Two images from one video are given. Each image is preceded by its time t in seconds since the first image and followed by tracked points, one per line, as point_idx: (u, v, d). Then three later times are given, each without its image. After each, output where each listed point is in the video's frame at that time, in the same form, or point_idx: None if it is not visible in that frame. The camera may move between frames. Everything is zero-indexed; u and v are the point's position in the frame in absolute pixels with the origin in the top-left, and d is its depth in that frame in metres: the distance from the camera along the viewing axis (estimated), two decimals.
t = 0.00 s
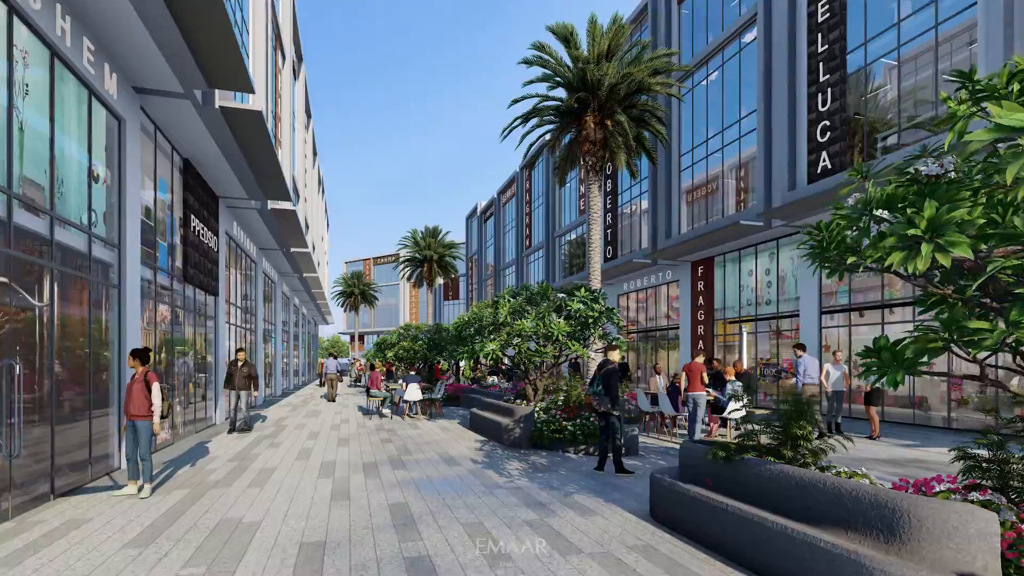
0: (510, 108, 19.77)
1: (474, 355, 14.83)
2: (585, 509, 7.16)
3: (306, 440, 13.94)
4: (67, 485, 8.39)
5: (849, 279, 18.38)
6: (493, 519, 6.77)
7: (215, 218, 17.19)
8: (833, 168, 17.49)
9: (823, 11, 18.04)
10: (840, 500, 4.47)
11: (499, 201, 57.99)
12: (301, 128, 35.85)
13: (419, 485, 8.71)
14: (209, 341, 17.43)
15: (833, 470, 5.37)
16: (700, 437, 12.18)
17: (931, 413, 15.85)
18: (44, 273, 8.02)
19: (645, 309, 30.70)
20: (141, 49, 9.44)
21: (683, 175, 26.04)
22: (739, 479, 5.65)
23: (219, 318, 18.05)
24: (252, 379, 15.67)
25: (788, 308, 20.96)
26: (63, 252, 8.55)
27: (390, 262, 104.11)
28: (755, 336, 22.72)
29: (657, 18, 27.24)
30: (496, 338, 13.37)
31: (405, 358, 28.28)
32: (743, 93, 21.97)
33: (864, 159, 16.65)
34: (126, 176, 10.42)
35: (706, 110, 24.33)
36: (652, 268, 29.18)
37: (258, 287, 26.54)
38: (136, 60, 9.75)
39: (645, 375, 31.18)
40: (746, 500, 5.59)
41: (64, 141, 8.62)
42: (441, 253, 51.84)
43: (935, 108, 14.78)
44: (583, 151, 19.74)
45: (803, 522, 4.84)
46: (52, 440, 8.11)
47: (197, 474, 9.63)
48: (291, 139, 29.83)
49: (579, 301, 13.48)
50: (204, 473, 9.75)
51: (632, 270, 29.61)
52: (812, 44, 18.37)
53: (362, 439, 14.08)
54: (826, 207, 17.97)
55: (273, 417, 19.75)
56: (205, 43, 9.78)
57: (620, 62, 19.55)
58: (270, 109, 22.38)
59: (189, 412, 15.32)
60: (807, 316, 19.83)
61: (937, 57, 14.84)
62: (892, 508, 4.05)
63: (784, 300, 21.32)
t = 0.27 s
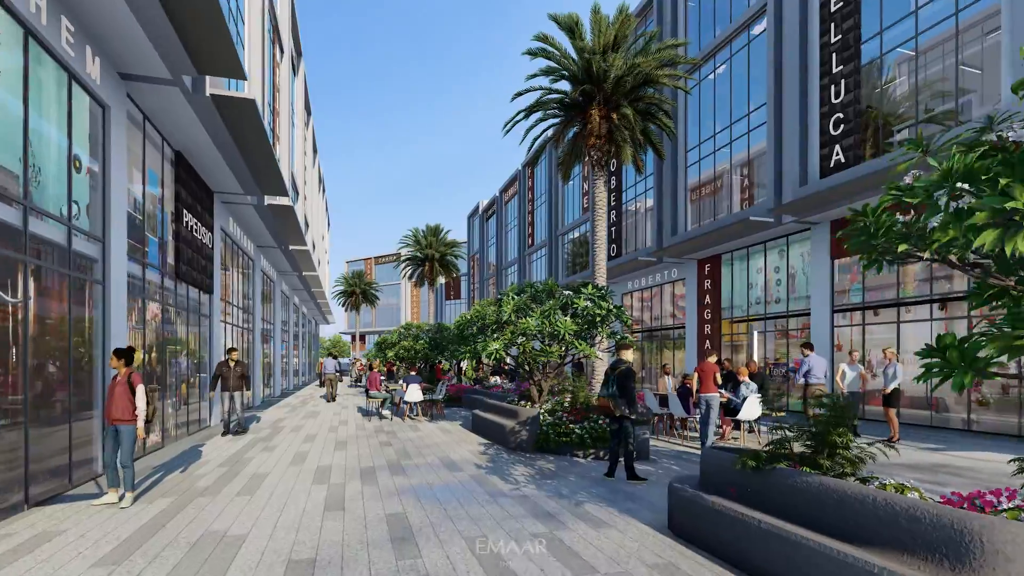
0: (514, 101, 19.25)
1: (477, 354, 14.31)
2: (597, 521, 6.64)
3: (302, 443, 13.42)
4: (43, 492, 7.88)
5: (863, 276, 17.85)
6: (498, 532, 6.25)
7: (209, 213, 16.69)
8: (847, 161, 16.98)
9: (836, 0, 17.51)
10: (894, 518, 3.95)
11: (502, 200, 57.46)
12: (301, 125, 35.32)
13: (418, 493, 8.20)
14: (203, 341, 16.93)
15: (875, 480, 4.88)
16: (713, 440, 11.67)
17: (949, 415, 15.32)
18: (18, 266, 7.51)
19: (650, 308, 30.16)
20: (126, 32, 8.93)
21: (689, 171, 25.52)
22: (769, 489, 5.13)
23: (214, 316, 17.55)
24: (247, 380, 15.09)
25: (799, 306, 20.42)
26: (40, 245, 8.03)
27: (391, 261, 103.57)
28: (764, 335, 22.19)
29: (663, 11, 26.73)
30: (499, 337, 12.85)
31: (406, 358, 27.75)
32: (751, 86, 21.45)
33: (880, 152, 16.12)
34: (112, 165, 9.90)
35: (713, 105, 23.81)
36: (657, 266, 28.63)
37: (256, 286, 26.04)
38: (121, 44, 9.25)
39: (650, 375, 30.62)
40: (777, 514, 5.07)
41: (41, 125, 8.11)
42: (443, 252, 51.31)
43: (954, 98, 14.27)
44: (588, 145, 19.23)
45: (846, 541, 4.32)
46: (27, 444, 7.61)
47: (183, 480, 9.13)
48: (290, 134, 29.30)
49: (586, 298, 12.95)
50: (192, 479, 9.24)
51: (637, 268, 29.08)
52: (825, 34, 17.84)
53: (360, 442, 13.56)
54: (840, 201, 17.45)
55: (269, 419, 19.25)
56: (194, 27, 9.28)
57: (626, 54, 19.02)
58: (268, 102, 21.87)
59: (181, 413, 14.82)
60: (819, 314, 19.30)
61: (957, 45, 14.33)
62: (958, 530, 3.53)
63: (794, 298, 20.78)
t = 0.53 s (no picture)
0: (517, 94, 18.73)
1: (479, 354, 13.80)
2: (611, 535, 6.13)
3: (297, 446, 12.90)
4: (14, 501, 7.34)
5: (877, 274, 17.32)
6: (503, 548, 5.73)
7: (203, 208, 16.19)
8: (862, 155, 16.46)
9: None
10: (966, 543, 3.42)
11: (504, 198, 56.94)
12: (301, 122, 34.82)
13: (417, 502, 7.68)
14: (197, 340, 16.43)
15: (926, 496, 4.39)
16: (726, 444, 11.16)
17: (968, 417, 14.80)
18: None
19: (655, 307, 29.62)
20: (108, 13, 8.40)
21: (696, 167, 25.00)
22: (807, 504, 4.63)
23: (208, 314, 17.06)
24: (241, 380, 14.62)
25: (809, 305, 19.89)
26: (13, 237, 7.51)
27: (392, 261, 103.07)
28: (773, 335, 21.66)
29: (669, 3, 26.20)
30: (503, 336, 12.34)
31: (407, 358, 27.24)
32: (761, 79, 20.93)
33: (896, 144, 15.60)
34: (94, 154, 9.37)
35: (721, 99, 23.29)
36: (662, 264, 28.11)
37: (254, 284, 25.55)
38: (105, 26, 8.72)
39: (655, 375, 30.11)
40: (817, 531, 4.54)
41: (16, 110, 7.60)
42: (445, 250, 50.82)
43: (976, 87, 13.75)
44: (594, 140, 18.72)
45: (903, 566, 3.80)
46: None
47: (168, 487, 8.62)
48: (289, 130, 28.78)
49: (593, 296, 12.43)
50: (179, 485, 8.73)
51: (642, 266, 28.55)
52: (838, 24, 17.31)
53: (358, 445, 13.04)
54: (853, 196, 16.93)
55: (266, 420, 18.74)
56: (181, 8, 8.76)
57: (633, 44, 18.48)
58: (266, 96, 21.36)
59: (173, 415, 14.32)
60: (830, 313, 18.76)
61: (979, 32, 13.82)
62: None
63: (805, 297, 20.26)
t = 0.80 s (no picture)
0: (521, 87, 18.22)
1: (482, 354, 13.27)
2: (627, 552, 5.60)
3: (292, 450, 12.37)
4: None
5: (892, 271, 16.78)
6: (511, 568, 5.21)
7: (197, 203, 15.67)
8: (877, 148, 15.91)
9: None
10: None
11: (506, 197, 56.43)
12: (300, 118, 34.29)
13: (416, 513, 7.16)
14: (190, 340, 15.90)
15: (990, 512, 3.89)
16: (740, 449, 10.63)
17: (989, 419, 14.25)
18: None
19: (660, 306, 29.09)
20: None
21: (703, 163, 24.48)
22: (855, 523, 4.09)
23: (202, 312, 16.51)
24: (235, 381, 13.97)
25: (821, 303, 19.34)
26: None
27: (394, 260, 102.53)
28: (783, 334, 21.11)
29: None
30: (506, 335, 11.82)
31: (407, 358, 26.70)
32: (770, 71, 20.40)
33: (913, 136, 15.07)
34: (73, 142, 8.83)
35: (728, 93, 22.77)
36: (668, 262, 27.58)
37: (251, 282, 25.02)
38: (86, 7, 8.21)
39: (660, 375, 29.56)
40: (866, 554, 4.02)
41: None
42: (446, 249, 50.29)
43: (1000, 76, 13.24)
44: (600, 133, 18.19)
45: None
46: None
47: (151, 496, 8.10)
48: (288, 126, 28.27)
49: (601, 293, 11.88)
50: (163, 493, 8.22)
51: (647, 265, 28.02)
52: (852, 13, 16.78)
53: (355, 449, 12.52)
54: (867, 190, 16.40)
55: (262, 422, 18.21)
56: None
57: (640, 35, 17.96)
58: (263, 89, 20.84)
59: (164, 418, 13.80)
60: (842, 311, 18.23)
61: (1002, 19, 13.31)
62: None
63: (815, 295, 19.73)
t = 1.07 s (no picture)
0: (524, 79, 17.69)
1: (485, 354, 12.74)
2: (647, 572, 5.06)
3: (287, 454, 11.86)
4: None
5: (908, 267, 16.24)
6: None
7: (190, 196, 15.16)
8: (894, 140, 15.37)
9: None
10: None
11: (508, 195, 55.91)
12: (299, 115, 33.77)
13: (414, 525, 6.62)
14: (183, 339, 15.38)
15: None
16: (755, 454, 10.06)
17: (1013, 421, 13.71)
18: None
19: (666, 304, 28.55)
20: None
21: (710, 158, 23.95)
22: (917, 549, 3.56)
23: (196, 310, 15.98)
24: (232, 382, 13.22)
25: (833, 301, 18.79)
26: None
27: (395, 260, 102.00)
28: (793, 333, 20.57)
29: None
30: (511, 334, 11.29)
31: (408, 358, 26.18)
32: (781, 64, 19.89)
33: (932, 128, 14.55)
34: (50, 128, 8.31)
35: (737, 86, 22.23)
36: (674, 260, 27.04)
37: (249, 281, 24.51)
38: None
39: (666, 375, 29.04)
40: None
41: None
42: (448, 248, 49.78)
43: None
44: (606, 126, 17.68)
45: None
46: None
47: (132, 505, 7.58)
48: (287, 121, 27.76)
49: (610, 289, 11.34)
50: (146, 502, 7.69)
51: (652, 263, 27.48)
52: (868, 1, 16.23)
53: (353, 453, 12.00)
54: (882, 184, 15.87)
55: (259, 424, 17.70)
56: None
57: (648, 25, 17.44)
58: (260, 82, 20.32)
59: (154, 420, 13.28)
60: (856, 310, 17.68)
61: None
62: None
63: (827, 293, 19.18)
